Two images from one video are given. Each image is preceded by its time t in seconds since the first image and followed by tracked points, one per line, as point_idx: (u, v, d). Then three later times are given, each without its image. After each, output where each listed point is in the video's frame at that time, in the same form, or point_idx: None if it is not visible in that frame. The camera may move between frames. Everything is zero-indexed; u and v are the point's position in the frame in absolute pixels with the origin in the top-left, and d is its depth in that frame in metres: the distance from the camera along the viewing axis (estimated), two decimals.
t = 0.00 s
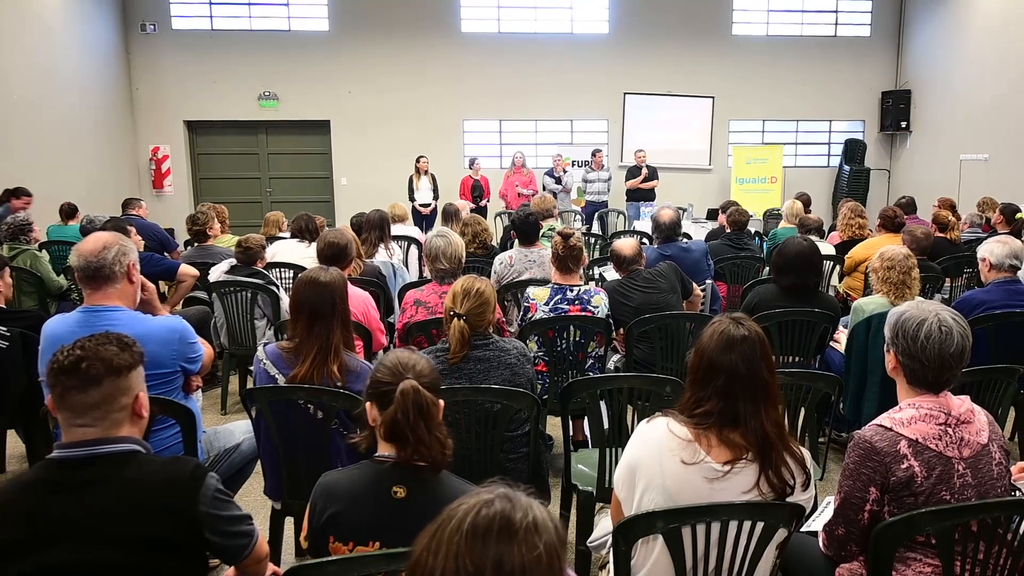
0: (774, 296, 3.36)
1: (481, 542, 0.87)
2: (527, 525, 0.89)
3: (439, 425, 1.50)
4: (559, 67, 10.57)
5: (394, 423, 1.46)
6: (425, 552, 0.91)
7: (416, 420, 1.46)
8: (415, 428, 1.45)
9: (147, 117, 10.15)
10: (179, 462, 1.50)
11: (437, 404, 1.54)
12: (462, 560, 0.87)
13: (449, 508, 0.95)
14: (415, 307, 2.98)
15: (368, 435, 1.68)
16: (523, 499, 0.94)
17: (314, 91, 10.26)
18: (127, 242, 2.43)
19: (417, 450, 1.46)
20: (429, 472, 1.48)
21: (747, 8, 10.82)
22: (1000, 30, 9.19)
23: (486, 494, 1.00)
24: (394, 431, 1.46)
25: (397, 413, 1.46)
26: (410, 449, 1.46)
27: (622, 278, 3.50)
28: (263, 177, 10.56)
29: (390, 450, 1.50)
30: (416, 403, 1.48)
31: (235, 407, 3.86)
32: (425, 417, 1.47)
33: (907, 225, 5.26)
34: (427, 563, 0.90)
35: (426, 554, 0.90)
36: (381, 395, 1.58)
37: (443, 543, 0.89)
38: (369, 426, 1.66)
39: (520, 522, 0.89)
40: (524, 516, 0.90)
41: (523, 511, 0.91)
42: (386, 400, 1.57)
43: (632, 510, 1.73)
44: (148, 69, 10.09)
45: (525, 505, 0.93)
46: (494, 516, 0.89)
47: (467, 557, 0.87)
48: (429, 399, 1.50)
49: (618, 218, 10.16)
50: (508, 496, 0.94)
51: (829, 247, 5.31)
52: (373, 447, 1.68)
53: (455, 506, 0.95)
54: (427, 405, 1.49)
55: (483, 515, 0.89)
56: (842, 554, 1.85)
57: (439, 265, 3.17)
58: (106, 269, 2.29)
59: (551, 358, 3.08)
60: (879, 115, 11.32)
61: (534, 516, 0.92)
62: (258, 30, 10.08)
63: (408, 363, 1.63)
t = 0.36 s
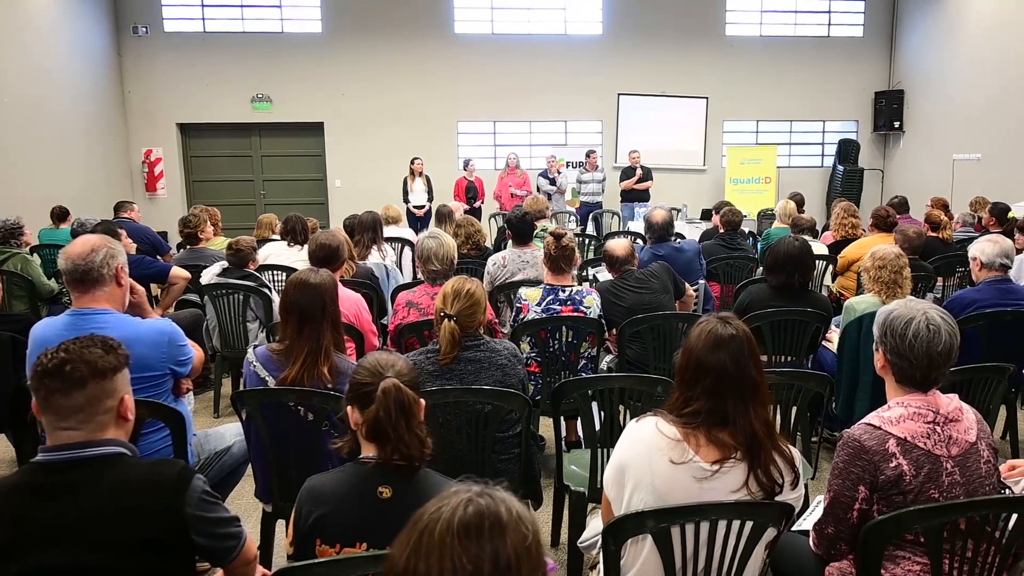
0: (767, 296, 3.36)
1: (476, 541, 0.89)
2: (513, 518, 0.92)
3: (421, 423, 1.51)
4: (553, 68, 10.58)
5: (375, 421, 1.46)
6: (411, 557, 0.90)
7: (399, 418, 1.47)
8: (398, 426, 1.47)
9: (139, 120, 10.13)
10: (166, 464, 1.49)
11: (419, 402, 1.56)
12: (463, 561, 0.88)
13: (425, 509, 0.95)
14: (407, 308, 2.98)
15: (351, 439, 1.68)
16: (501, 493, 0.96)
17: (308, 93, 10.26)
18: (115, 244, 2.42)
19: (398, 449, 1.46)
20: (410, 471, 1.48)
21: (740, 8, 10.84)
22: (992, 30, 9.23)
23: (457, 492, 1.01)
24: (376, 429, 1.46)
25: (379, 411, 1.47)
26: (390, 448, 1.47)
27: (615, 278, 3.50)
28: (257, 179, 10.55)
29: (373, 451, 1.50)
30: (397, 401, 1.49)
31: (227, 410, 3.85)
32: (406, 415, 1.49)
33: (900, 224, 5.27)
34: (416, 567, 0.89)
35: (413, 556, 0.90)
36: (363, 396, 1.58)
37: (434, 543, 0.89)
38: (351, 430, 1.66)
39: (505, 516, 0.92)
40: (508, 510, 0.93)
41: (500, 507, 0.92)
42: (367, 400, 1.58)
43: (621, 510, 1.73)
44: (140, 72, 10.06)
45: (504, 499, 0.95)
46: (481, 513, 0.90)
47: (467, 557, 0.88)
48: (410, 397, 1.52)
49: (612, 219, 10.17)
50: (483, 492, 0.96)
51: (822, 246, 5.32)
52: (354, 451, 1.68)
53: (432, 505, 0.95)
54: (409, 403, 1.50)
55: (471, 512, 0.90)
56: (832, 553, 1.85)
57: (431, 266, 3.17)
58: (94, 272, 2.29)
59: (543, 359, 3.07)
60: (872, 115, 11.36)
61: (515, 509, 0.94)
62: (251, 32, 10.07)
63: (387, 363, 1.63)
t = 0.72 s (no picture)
0: (758, 295, 3.37)
1: (469, 537, 0.91)
2: (493, 514, 0.96)
3: (404, 421, 1.52)
4: (546, 69, 10.60)
5: (359, 420, 1.47)
6: (399, 555, 0.90)
7: (383, 416, 1.49)
8: (382, 424, 1.48)
9: (131, 122, 10.10)
10: (152, 466, 1.49)
11: (402, 401, 1.57)
12: (460, 557, 0.90)
13: (404, 506, 0.95)
14: (398, 309, 2.98)
15: (334, 442, 1.68)
16: (474, 489, 0.99)
17: (300, 95, 10.25)
18: (102, 247, 2.42)
19: (382, 448, 1.47)
20: (395, 469, 1.49)
21: (732, 8, 10.87)
22: (983, 29, 9.28)
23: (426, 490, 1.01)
24: (359, 429, 1.48)
25: (362, 410, 1.48)
26: (374, 448, 1.48)
27: (606, 278, 3.50)
28: (250, 182, 10.53)
29: (357, 451, 1.52)
30: (381, 400, 1.51)
31: (219, 413, 3.84)
32: (390, 413, 1.50)
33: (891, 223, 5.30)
34: (409, 564, 0.89)
35: (404, 554, 0.90)
36: (346, 396, 1.59)
37: (425, 540, 0.90)
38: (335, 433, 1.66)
39: (488, 511, 0.95)
40: (487, 506, 0.96)
41: (483, 502, 0.95)
42: (349, 400, 1.59)
43: (610, 509, 1.73)
44: (131, 74, 10.04)
45: (482, 496, 0.98)
46: (470, 508, 0.93)
47: (463, 554, 0.90)
48: (394, 396, 1.53)
49: (605, 219, 10.17)
50: (457, 489, 0.98)
51: (814, 245, 5.34)
52: (338, 454, 1.69)
53: (412, 503, 0.95)
54: (392, 402, 1.52)
55: (461, 509, 0.92)
56: (820, 551, 1.86)
57: (421, 267, 3.17)
58: (81, 274, 2.29)
59: (535, 359, 3.07)
60: (864, 114, 11.40)
61: (492, 505, 0.98)
62: (242, 33, 10.06)
63: (368, 365, 1.65)
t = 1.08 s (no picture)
0: (748, 293, 3.38)
1: (447, 533, 0.92)
2: (470, 510, 0.98)
3: (387, 417, 1.54)
4: (539, 68, 10.60)
5: (342, 417, 1.48)
6: (378, 552, 0.91)
7: (366, 413, 1.50)
8: (364, 420, 1.49)
9: (123, 122, 10.07)
10: (138, 465, 1.49)
11: (385, 398, 1.58)
12: (439, 554, 0.91)
13: (381, 504, 0.96)
14: (389, 308, 2.98)
15: (319, 442, 1.69)
16: (450, 486, 1.00)
17: (293, 94, 10.23)
18: (90, 247, 2.42)
19: (366, 445, 1.49)
20: (379, 466, 1.50)
21: (725, 7, 10.89)
22: (974, 27, 9.33)
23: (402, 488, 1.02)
24: (342, 425, 1.48)
25: (344, 406, 1.49)
26: (359, 444, 1.49)
27: (598, 277, 3.50)
28: (243, 182, 10.50)
29: (341, 449, 1.52)
30: (364, 396, 1.51)
31: (211, 413, 3.84)
32: (373, 409, 1.51)
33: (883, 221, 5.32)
34: (388, 561, 0.90)
35: (382, 551, 0.90)
36: (329, 395, 1.60)
37: (402, 537, 0.91)
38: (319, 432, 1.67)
39: (465, 508, 0.97)
40: (463, 502, 0.97)
41: (460, 499, 0.97)
42: (332, 399, 1.60)
43: (598, 506, 1.74)
44: (123, 73, 10.00)
45: (458, 492, 1.00)
46: (447, 505, 0.94)
47: (442, 551, 0.91)
48: (377, 392, 1.54)
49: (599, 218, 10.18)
50: (432, 486, 0.99)
51: (806, 244, 5.36)
52: (324, 454, 1.70)
53: (390, 500, 0.96)
54: (375, 398, 1.53)
55: (439, 506, 0.93)
56: (808, 547, 1.87)
57: (412, 266, 3.18)
58: (69, 274, 2.29)
59: (526, 358, 3.07)
60: (857, 113, 11.44)
61: (469, 501, 0.99)
62: (234, 33, 10.04)
63: (350, 364, 1.68)
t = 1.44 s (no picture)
0: (735, 293, 3.39)
1: (431, 531, 0.92)
2: (453, 510, 0.98)
3: (368, 416, 1.55)
4: (529, 69, 10.61)
5: (323, 416, 1.50)
6: (363, 548, 0.90)
7: (348, 411, 1.51)
8: (346, 418, 1.50)
9: (110, 123, 10.00)
10: (121, 466, 1.48)
11: (366, 398, 1.60)
12: (424, 553, 0.91)
13: (365, 502, 0.95)
14: (376, 309, 2.97)
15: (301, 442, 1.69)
16: (433, 486, 1.00)
17: (282, 95, 10.20)
18: (73, 248, 2.41)
19: (347, 444, 1.50)
20: (361, 465, 1.51)
21: (714, 9, 10.94)
22: (960, 29, 9.41)
23: (384, 488, 1.01)
24: (324, 424, 1.49)
25: (325, 406, 1.50)
26: (340, 444, 1.51)
27: (585, 278, 3.51)
28: (231, 182, 10.46)
29: (323, 449, 1.54)
30: (344, 395, 1.52)
31: (198, 415, 3.82)
32: (354, 408, 1.52)
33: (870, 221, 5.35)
34: (372, 559, 0.89)
35: (366, 548, 0.90)
36: (309, 395, 1.61)
37: (388, 533, 0.90)
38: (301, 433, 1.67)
39: (449, 506, 0.97)
40: (447, 501, 0.97)
41: (442, 499, 0.97)
42: (313, 399, 1.61)
43: (582, 505, 1.74)
44: (110, 73, 9.93)
45: (441, 492, 0.99)
46: (432, 504, 0.94)
47: (426, 549, 0.91)
48: (357, 391, 1.56)
49: (588, 219, 10.20)
50: (416, 486, 0.99)
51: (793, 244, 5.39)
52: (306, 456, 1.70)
53: (375, 498, 0.95)
54: (356, 397, 1.54)
55: (425, 504, 0.93)
56: (792, 545, 1.88)
57: (399, 267, 3.18)
58: (53, 276, 2.28)
59: (514, 359, 3.07)
60: (845, 113, 11.52)
61: (453, 501, 1.00)
62: (223, 33, 10.00)
63: (331, 365, 1.69)
